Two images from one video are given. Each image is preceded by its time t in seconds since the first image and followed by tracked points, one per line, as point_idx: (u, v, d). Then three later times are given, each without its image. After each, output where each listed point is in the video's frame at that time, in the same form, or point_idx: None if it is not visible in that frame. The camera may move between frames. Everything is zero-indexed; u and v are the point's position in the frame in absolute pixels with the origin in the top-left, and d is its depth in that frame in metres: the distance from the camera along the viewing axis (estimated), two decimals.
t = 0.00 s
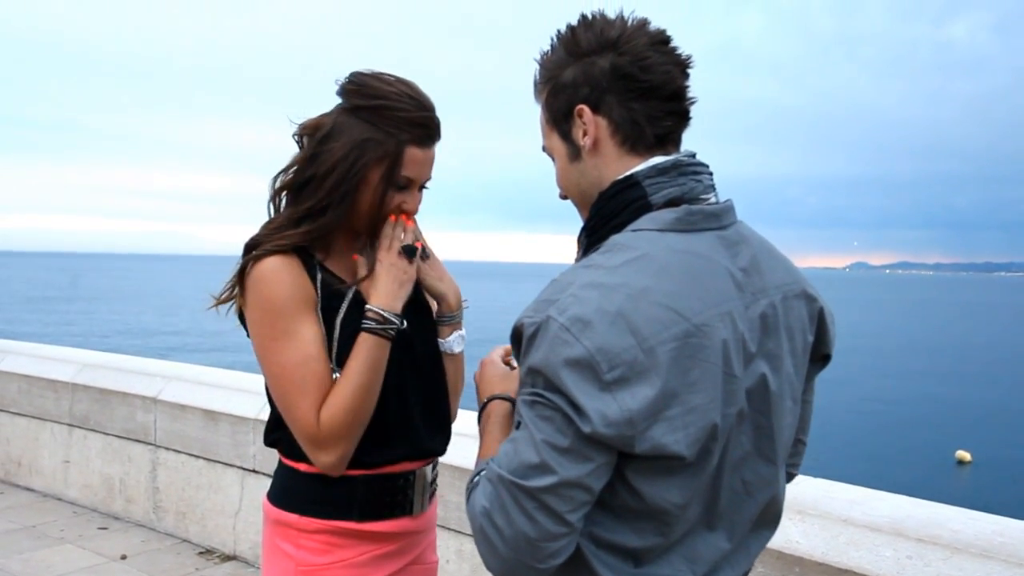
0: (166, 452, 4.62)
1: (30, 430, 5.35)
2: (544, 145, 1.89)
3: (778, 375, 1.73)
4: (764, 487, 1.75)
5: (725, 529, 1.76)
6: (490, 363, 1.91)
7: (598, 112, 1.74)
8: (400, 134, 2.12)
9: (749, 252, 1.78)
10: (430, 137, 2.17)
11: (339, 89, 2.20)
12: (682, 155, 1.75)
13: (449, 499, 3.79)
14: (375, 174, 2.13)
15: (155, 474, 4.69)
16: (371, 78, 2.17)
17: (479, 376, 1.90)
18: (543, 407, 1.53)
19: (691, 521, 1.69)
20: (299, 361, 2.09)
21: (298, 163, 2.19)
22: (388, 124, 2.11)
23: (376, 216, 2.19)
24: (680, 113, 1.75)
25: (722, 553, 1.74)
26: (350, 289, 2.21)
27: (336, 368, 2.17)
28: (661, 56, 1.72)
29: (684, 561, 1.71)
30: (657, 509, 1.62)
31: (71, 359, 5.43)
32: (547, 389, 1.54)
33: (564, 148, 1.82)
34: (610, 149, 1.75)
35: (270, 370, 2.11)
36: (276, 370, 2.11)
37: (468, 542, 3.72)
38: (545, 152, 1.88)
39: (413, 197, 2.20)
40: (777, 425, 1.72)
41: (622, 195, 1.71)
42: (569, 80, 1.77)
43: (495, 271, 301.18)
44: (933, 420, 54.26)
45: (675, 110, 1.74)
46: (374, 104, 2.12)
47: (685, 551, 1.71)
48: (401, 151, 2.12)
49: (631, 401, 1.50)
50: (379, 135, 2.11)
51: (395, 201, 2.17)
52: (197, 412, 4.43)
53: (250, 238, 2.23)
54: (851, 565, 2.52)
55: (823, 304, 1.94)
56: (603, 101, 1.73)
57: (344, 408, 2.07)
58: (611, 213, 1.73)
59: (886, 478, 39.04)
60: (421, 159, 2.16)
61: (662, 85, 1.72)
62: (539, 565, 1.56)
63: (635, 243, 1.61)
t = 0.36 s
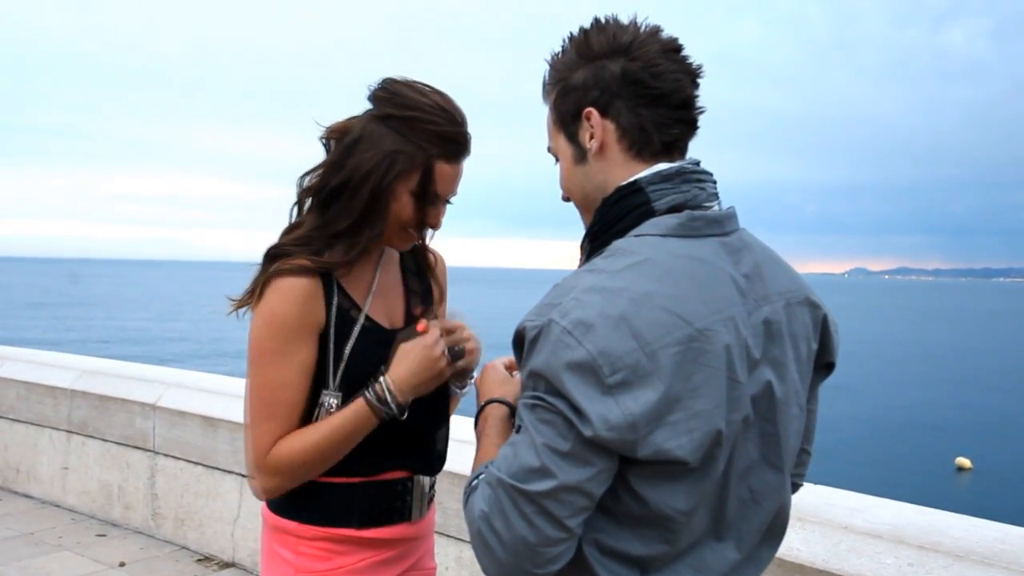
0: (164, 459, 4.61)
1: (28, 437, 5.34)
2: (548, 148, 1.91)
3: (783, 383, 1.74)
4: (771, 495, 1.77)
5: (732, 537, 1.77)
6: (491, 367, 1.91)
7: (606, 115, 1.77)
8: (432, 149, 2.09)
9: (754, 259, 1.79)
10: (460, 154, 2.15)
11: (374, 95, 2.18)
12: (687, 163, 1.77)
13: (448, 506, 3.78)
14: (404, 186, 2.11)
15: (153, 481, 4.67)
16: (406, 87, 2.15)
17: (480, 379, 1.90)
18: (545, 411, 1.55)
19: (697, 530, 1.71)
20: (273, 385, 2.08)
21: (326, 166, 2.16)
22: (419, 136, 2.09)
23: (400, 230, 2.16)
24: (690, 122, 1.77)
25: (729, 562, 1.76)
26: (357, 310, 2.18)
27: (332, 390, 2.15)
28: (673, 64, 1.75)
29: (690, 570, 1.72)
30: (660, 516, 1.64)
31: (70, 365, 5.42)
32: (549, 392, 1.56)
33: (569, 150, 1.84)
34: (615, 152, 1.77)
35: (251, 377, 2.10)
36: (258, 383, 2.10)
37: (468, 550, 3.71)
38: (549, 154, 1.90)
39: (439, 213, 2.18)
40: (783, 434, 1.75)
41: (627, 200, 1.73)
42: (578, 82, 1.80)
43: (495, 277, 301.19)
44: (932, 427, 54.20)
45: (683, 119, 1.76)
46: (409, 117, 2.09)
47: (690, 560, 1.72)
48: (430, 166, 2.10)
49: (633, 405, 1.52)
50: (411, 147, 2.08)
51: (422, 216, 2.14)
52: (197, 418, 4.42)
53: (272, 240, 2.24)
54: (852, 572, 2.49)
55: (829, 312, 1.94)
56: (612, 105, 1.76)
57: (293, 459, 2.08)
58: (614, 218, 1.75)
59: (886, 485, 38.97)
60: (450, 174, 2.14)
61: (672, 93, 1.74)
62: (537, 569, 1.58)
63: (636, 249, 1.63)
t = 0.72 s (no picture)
0: (150, 467, 4.51)
1: (9, 444, 5.22)
2: (546, 152, 1.81)
3: (801, 386, 1.65)
4: (789, 505, 1.68)
5: (748, 550, 1.68)
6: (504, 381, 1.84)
7: (604, 111, 1.67)
8: (434, 147, 1.99)
9: (767, 258, 1.71)
10: (463, 150, 2.05)
11: (371, 86, 2.06)
12: (694, 156, 1.69)
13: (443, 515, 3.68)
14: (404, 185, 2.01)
15: (139, 490, 4.57)
16: (404, 80, 2.03)
17: (490, 389, 1.82)
18: (552, 413, 1.47)
19: (713, 544, 1.62)
20: (242, 396, 1.98)
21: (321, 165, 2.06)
22: (420, 134, 1.99)
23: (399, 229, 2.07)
24: (691, 112, 1.68)
25: None
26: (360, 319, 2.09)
27: (347, 400, 2.05)
28: (669, 54, 1.67)
29: None
30: (672, 526, 1.57)
31: (52, 369, 5.31)
32: (555, 394, 1.48)
33: (568, 152, 1.74)
34: (616, 149, 1.68)
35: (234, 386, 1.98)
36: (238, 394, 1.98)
37: (463, 561, 3.62)
38: (547, 159, 1.80)
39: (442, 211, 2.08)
40: (800, 441, 1.65)
41: (631, 196, 1.65)
42: (572, 80, 1.70)
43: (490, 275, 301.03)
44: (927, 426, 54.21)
45: (684, 109, 1.67)
46: (409, 112, 1.98)
47: None
48: (431, 164, 2.00)
49: (642, 406, 1.46)
50: (410, 145, 1.98)
51: (422, 215, 2.05)
52: (183, 425, 4.32)
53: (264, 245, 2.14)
54: None
55: (843, 313, 1.85)
56: (609, 100, 1.67)
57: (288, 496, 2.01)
58: (619, 216, 1.66)
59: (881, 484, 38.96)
60: (451, 171, 2.04)
61: (670, 84, 1.66)
62: None
63: (642, 245, 1.56)
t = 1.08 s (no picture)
0: (132, 476, 4.39)
1: None
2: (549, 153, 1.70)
3: (817, 391, 1.55)
4: (808, 515, 1.56)
5: (767, 563, 1.56)
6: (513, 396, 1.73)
7: (609, 106, 1.57)
8: (402, 136, 1.88)
9: (783, 257, 1.60)
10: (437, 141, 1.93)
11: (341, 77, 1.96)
12: (705, 151, 1.58)
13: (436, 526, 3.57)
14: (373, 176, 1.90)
15: (120, 499, 4.45)
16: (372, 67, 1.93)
17: (498, 407, 1.70)
18: (571, 419, 1.37)
19: (730, 556, 1.51)
20: (235, 403, 1.85)
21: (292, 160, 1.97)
22: (388, 123, 1.87)
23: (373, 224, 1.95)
24: (700, 106, 1.57)
25: None
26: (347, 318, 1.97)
27: (328, 402, 1.92)
28: (675, 47, 1.57)
29: None
30: (689, 538, 1.46)
31: (31, 372, 5.17)
32: (572, 397, 1.38)
33: (572, 151, 1.63)
34: (623, 145, 1.57)
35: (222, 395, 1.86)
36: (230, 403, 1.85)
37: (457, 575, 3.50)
38: (551, 160, 1.68)
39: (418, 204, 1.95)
40: (817, 447, 1.54)
41: (640, 192, 1.53)
42: (575, 75, 1.60)
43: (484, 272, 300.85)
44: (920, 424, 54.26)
45: (692, 103, 1.56)
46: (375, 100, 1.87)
47: None
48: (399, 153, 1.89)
49: (663, 410, 1.36)
50: (376, 133, 1.86)
51: (395, 207, 1.92)
52: (168, 432, 4.20)
53: (241, 245, 2.03)
54: None
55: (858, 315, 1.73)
56: (614, 95, 1.56)
57: (280, 515, 1.88)
58: (626, 214, 1.54)
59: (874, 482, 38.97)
60: (422, 161, 1.91)
61: (677, 77, 1.55)
62: None
63: (655, 242, 1.46)
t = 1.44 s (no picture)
0: (133, 475, 4.39)
1: None
2: (550, 156, 1.70)
3: (820, 387, 1.56)
4: (812, 508, 1.58)
5: (774, 556, 1.57)
6: (513, 396, 1.74)
7: (610, 110, 1.57)
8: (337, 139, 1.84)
9: (785, 256, 1.60)
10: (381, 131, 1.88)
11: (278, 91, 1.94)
12: (707, 152, 1.59)
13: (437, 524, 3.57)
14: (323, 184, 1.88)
15: (122, 499, 4.45)
16: (300, 75, 1.89)
17: (501, 409, 1.71)
18: (592, 419, 1.37)
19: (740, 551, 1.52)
20: (256, 402, 1.86)
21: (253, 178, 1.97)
22: (317, 129, 1.84)
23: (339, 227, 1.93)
24: (700, 110, 1.58)
25: None
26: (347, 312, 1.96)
27: (332, 397, 1.93)
28: (675, 51, 1.58)
29: None
30: (703, 533, 1.46)
31: (32, 372, 5.17)
32: (591, 397, 1.38)
33: (573, 154, 1.63)
34: (625, 148, 1.57)
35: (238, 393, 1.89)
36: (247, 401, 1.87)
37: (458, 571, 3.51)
38: (552, 162, 1.69)
39: (378, 200, 1.92)
40: (820, 442, 1.56)
41: (646, 194, 1.54)
42: (577, 79, 1.60)
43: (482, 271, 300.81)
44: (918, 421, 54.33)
45: (693, 107, 1.58)
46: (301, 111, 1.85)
47: None
48: (339, 157, 1.85)
49: (682, 409, 1.37)
50: (310, 143, 1.83)
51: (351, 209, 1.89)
52: (169, 431, 4.20)
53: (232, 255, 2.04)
54: None
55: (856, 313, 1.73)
56: (616, 99, 1.57)
57: (289, 526, 1.86)
58: (632, 216, 1.56)
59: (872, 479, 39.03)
60: (365, 159, 1.87)
61: (677, 81, 1.56)
62: None
63: (668, 244, 1.47)
